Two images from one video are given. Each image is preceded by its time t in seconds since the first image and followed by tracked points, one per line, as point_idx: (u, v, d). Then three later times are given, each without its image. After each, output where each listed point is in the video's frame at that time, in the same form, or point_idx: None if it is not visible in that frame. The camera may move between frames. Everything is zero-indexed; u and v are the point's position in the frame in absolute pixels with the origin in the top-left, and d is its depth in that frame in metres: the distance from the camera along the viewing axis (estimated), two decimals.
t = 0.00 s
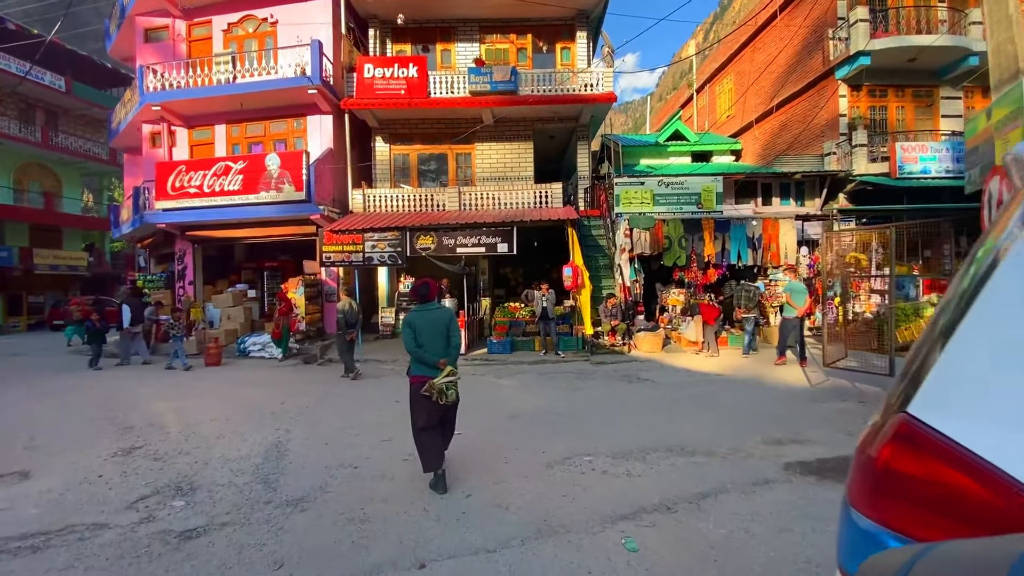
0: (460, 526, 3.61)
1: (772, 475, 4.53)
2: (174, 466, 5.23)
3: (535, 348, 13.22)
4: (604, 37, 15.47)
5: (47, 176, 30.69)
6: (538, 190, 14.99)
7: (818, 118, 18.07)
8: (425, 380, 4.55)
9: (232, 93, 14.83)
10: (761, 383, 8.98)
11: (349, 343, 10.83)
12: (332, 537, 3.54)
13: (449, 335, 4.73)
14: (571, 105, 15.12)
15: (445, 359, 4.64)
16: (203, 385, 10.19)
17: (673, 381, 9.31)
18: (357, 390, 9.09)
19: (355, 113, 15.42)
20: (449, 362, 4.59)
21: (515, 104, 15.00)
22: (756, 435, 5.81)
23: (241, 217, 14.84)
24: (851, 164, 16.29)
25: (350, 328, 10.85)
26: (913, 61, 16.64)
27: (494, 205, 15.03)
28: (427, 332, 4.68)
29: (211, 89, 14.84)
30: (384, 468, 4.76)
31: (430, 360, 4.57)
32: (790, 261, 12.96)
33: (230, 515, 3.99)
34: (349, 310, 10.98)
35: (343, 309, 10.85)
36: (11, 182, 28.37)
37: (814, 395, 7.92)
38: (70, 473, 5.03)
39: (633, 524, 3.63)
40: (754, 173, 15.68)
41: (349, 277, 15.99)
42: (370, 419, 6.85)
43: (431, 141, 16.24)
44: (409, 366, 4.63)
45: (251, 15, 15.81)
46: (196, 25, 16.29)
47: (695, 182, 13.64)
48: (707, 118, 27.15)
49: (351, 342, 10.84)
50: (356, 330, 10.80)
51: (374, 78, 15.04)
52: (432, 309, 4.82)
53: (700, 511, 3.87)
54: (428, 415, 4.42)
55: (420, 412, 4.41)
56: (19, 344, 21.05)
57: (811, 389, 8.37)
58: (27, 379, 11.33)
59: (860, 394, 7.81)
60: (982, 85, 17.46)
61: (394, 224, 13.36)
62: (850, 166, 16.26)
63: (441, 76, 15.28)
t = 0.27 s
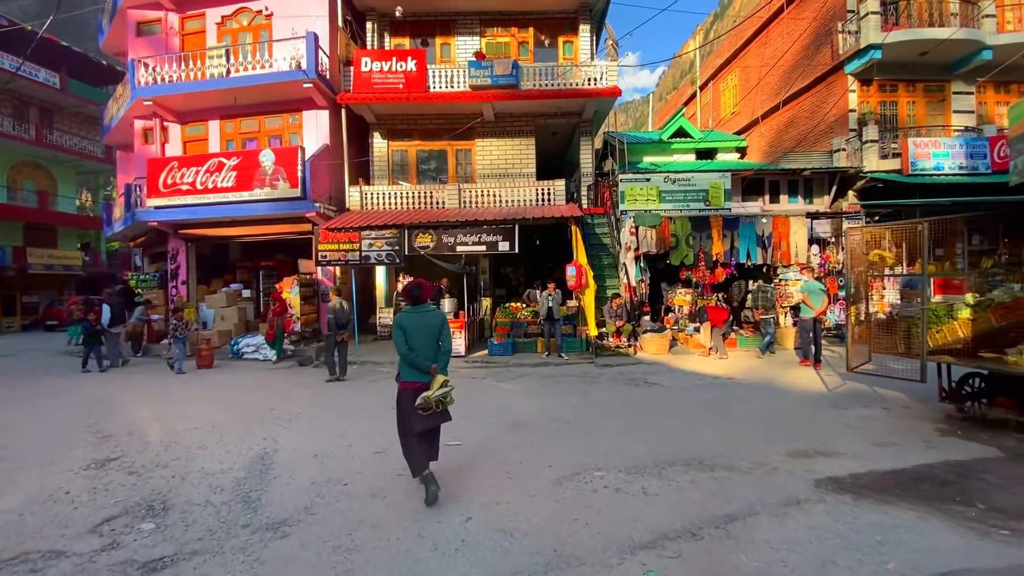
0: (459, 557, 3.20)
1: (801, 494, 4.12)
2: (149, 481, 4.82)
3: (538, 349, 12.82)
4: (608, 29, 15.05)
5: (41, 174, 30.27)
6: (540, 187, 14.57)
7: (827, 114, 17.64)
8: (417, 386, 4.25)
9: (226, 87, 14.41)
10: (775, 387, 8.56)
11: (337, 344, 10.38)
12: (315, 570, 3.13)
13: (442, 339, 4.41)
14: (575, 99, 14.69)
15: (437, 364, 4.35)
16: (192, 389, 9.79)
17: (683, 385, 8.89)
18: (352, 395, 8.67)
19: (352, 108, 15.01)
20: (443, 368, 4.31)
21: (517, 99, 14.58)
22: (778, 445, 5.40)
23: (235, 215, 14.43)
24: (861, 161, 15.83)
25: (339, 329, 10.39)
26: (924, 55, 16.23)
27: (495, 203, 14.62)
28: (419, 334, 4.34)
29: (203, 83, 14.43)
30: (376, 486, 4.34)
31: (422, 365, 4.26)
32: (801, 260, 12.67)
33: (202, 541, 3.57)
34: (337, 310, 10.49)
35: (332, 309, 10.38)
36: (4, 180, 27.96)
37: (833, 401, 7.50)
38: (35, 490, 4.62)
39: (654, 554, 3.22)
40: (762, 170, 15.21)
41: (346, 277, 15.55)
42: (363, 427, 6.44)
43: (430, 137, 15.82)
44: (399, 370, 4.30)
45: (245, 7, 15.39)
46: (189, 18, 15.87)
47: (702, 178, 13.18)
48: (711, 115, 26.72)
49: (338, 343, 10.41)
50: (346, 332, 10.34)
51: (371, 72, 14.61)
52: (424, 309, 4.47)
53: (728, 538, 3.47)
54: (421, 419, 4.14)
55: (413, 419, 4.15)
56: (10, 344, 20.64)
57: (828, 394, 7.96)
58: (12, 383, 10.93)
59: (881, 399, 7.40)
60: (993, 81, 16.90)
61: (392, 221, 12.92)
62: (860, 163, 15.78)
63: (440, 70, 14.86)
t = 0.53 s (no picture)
0: None
1: (835, 512, 3.70)
2: (115, 496, 4.40)
3: (539, 350, 12.36)
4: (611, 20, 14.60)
5: (34, 172, 29.80)
6: (541, 182, 14.14)
7: (835, 108, 17.20)
8: (402, 383, 4.07)
9: (217, 79, 13.97)
10: (790, 389, 8.13)
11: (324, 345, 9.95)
12: None
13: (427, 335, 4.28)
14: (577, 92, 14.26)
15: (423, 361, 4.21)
16: (178, 391, 9.36)
17: (692, 388, 8.46)
18: (343, 398, 8.24)
19: (347, 101, 14.57)
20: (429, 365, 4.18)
21: (517, 91, 14.14)
22: (801, 454, 4.98)
23: (226, 212, 13.99)
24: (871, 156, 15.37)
25: (325, 329, 9.94)
26: (936, 47, 15.80)
27: (495, 199, 14.18)
28: (405, 329, 4.18)
29: (194, 75, 14.00)
30: (362, 503, 3.91)
31: (409, 362, 4.10)
32: (812, 257, 12.22)
33: (161, 571, 3.15)
34: (320, 309, 10.02)
35: (316, 309, 9.93)
36: None
37: (853, 405, 7.06)
38: None
39: None
40: (770, 165, 14.80)
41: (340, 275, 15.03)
42: (353, 433, 6.01)
43: (428, 131, 15.39)
44: (382, 367, 4.09)
45: None
46: (181, 9, 15.43)
47: (709, 173, 12.76)
48: (715, 111, 26.26)
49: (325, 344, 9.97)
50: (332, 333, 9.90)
51: (367, 64, 14.16)
52: (408, 304, 4.32)
53: (760, 568, 3.05)
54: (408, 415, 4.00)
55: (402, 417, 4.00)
56: None
57: (847, 398, 7.54)
58: None
59: (904, 404, 6.98)
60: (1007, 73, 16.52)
61: (388, 217, 12.44)
62: (870, 158, 15.33)
63: (438, 62, 14.41)
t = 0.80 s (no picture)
0: None
1: (875, 538, 3.28)
2: (71, 517, 3.97)
3: (539, 351, 11.92)
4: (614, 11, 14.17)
5: (27, 170, 29.36)
6: (542, 178, 13.70)
7: (843, 103, 16.75)
8: (370, 394, 3.93)
9: (208, 72, 13.54)
10: (805, 394, 7.70)
11: (306, 347, 9.55)
12: None
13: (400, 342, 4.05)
14: (579, 85, 13.83)
15: (395, 370, 4.00)
16: (162, 395, 8.94)
17: (702, 392, 8.02)
18: (334, 403, 7.80)
19: (342, 94, 14.13)
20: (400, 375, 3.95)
21: (517, 85, 13.71)
22: (827, 468, 4.55)
23: (217, 208, 13.55)
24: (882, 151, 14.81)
25: (305, 330, 9.51)
26: (948, 39, 15.33)
27: (495, 195, 13.75)
28: (372, 336, 3.98)
29: (184, 68, 13.58)
30: (343, 529, 3.48)
31: (376, 372, 3.92)
32: (822, 255, 11.86)
33: None
34: (299, 310, 9.59)
35: (295, 309, 9.51)
36: None
37: (877, 411, 6.61)
38: None
39: None
40: (777, 161, 14.33)
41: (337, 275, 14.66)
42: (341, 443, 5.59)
43: (426, 126, 14.97)
44: (352, 377, 3.97)
45: None
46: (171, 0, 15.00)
47: (716, 168, 12.34)
48: (718, 108, 25.82)
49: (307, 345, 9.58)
50: (313, 333, 9.47)
51: (362, 56, 13.73)
52: (380, 309, 4.10)
53: None
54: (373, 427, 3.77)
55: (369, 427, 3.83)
56: None
57: (866, 403, 7.11)
58: None
59: (929, 410, 6.55)
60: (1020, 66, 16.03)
61: (383, 213, 12.00)
62: (881, 153, 14.79)
63: (435, 54, 13.97)
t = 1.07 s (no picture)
0: None
1: (920, 567, 2.87)
2: (13, 538, 3.55)
3: (538, 351, 11.50)
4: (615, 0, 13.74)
5: (18, 167, 28.85)
6: (541, 172, 13.27)
7: (850, 96, 16.32)
8: (324, 387, 3.94)
9: (196, 63, 13.12)
10: (820, 396, 7.27)
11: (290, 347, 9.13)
12: None
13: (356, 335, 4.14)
14: (579, 77, 13.40)
15: (350, 364, 4.05)
16: (142, 397, 8.52)
17: (710, 394, 7.58)
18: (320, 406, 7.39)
19: (334, 86, 13.69)
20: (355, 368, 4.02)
21: (516, 76, 13.28)
22: (853, 480, 4.14)
23: (205, 204, 13.11)
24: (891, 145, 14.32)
25: (287, 329, 9.07)
26: (958, 30, 14.91)
27: (493, 190, 13.31)
28: (327, 330, 4.05)
29: (172, 59, 13.16)
30: (313, 557, 3.07)
31: (330, 365, 3.96)
32: (831, 252, 11.30)
33: None
34: (281, 308, 9.17)
35: (276, 308, 9.08)
36: None
37: (898, 416, 6.18)
38: None
39: None
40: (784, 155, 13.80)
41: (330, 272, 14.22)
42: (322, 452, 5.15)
43: (421, 120, 14.56)
44: (306, 370, 4.00)
45: None
46: None
47: (721, 161, 11.93)
48: (721, 104, 25.38)
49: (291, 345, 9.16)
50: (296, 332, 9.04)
51: (355, 47, 13.30)
52: (336, 301, 4.20)
53: None
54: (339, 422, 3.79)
55: (318, 425, 3.82)
56: None
57: (885, 406, 6.69)
58: None
59: (954, 414, 6.13)
60: None
61: (376, 208, 11.55)
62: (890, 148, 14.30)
63: (431, 44, 13.53)
